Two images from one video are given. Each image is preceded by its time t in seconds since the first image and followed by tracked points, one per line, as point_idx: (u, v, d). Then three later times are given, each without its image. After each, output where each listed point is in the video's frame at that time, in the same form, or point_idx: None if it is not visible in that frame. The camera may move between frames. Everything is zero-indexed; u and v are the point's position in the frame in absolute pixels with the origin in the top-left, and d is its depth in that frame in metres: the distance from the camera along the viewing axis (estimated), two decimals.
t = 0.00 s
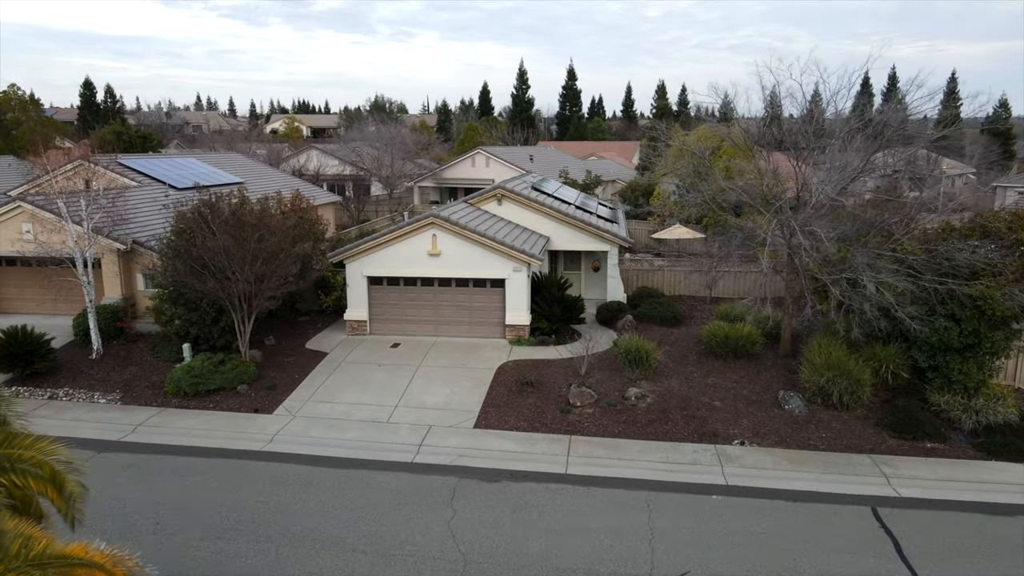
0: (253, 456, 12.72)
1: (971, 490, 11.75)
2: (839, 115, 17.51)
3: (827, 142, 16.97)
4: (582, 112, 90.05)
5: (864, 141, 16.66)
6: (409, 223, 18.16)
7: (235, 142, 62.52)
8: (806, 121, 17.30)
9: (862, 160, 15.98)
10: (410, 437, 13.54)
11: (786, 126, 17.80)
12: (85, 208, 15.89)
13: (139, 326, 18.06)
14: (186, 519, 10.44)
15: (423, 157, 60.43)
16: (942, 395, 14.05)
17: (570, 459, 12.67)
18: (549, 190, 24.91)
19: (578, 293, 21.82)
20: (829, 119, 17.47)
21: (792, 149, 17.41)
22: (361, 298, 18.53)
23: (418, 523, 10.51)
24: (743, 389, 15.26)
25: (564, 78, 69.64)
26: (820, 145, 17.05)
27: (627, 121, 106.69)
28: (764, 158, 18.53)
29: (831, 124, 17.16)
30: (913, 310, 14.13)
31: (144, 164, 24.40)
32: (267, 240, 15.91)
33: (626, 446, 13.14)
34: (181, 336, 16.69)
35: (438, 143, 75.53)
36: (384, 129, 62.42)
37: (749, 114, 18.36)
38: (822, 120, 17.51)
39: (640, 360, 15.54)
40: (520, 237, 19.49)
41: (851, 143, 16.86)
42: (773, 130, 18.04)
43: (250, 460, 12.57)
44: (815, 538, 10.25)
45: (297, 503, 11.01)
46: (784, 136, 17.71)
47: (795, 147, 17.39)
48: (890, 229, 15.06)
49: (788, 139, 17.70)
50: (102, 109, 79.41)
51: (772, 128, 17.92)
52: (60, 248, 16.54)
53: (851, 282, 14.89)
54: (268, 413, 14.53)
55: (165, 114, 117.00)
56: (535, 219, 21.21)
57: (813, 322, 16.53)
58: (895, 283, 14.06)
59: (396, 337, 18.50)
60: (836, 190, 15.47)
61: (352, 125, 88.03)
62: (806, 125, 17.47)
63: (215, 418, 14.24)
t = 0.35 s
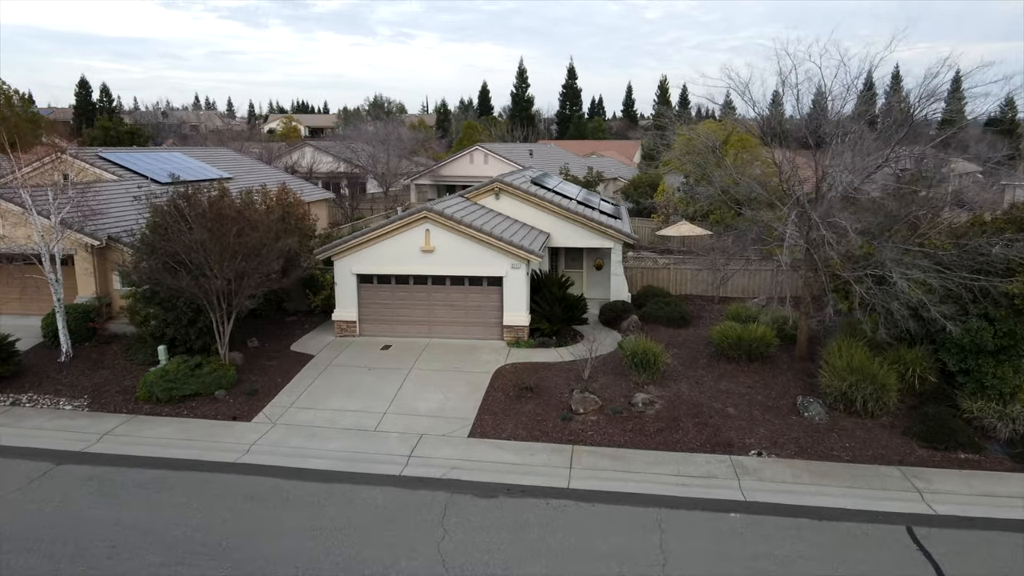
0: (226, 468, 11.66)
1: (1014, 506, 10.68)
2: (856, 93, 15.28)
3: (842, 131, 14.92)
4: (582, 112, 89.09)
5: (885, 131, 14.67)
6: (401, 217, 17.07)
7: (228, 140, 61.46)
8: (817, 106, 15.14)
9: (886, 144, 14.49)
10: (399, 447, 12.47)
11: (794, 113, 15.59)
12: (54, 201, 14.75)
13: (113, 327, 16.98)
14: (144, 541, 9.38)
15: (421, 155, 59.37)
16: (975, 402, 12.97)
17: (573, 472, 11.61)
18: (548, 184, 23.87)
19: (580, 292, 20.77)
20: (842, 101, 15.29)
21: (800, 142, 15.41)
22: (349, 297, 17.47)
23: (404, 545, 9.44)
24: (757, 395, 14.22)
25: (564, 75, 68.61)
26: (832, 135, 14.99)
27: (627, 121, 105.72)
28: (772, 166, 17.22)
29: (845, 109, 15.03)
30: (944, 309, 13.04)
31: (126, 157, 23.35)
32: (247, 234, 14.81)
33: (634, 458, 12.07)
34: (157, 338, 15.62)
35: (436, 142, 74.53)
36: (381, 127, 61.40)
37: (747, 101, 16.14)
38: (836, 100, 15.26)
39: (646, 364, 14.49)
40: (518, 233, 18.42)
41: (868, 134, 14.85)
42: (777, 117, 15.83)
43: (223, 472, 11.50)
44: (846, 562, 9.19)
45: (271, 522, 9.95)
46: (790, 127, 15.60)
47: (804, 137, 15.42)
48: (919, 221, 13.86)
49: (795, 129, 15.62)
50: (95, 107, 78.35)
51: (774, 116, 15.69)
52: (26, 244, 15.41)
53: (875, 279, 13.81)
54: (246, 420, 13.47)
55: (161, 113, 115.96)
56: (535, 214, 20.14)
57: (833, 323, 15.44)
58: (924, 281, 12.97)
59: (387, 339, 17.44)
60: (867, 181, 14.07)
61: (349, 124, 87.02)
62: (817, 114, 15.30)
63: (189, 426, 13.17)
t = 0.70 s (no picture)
0: (196, 483, 10.64)
1: None
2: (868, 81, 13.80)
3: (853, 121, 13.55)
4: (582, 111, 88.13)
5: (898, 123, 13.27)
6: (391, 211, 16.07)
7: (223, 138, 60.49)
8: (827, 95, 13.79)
9: (910, 130, 13.29)
10: (386, 459, 11.46)
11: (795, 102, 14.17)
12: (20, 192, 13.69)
13: (85, 328, 15.97)
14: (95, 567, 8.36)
15: (419, 154, 58.36)
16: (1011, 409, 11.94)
17: (575, 487, 10.60)
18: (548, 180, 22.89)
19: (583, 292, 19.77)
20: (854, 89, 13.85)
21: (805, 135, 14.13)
22: (338, 296, 16.46)
23: (386, 572, 8.42)
24: (773, 402, 13.22)
25: (564, 73, 67.58)
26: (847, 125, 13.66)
27: (628, 120, 104.75)
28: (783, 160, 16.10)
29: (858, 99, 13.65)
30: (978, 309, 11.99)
31: (108, 151, 22.37)
32: (225, 228, 13.82)
33: (642, 471, 11.06)
34: (130, 340, 14.61)
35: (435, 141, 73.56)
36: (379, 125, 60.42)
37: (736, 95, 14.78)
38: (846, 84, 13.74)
39: (653, 368, 13.48)
40: (517, 229, 17.42)
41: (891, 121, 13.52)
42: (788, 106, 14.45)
43: (193, 488, 10.49)
44: None
45: (240, 545, 8.93)
46: (793, 119, 14.20)
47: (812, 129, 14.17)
48: (946, 212, 12.75)
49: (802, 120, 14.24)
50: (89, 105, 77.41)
51: (779, 105, 14.35)
52: None
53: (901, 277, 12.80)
54: (222, 429, 12.45)
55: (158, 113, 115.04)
56: (535, 210, 19.13)
57: (853, 324, 14.43)
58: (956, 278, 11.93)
59: (378, 341, 16.43)
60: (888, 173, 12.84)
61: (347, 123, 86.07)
62: (825, 105, 13.94)
63: (160, 435, 12.16)
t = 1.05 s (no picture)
0: (158, 501, 9.57)
1: None
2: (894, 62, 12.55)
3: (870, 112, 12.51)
4: (582, 112, 87.19)
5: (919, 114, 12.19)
6: (380, 205, 15.04)
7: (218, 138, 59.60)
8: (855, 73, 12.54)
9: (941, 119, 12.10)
10: (369, 473, 10.39)
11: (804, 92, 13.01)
12: None
13: (52, 329, 14.90)
14: None
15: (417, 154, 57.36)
16: None
17: (579, 506, 9.54)
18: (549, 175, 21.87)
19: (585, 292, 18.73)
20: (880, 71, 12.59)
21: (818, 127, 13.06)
22: (324, 296, 15.41)
23: None
24: (793, 411, 12.17)
25: (565, 73, 66.66)
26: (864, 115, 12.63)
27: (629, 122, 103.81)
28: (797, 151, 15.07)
29: (874, 87, 12.50)
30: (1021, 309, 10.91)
31: (87, 144, 21.33)
32: (199, 221, 12.79)
33: (652, 487, 10.00)
34: (98, 342, 13.56)
35: (433, 143, 72.63)
36: (376, 125, 59.46)
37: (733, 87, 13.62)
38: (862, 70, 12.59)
39: (662, 373, 12.48)
40: (515, 224, 16.38)
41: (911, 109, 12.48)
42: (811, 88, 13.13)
43: (153, 507, 9.43)
44: None
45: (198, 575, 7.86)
46: (807, 107, 13.09)
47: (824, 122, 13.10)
48: (981, 205, 11.67)
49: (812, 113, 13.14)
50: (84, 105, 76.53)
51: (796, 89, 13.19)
52: None
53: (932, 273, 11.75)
54: (192, 440, 11.39)
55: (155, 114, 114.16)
56: (534, 205, 18.10)
57: (876, 326, 13.38)
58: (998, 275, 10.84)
59: (366, 344, 15.38)
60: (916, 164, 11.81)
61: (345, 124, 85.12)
62: (847, 87, 12.75)
63: (123, 446, 11.10)
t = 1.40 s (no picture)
0: (112, 523, 8.52)
1: None
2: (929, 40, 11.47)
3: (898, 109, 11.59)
4: (583, 112, 86.23)
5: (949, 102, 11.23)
6: (368, 197, 13.99)
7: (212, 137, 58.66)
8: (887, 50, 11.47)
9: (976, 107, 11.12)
10: (351, 491, 9.35)
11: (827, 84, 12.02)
12: None
13: (15, 331, 13.85)
14: None
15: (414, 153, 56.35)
16: None
17: (584, 528, 8.49)
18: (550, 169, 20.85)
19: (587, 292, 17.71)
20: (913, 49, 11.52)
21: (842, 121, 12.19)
22: (308, 295, 14.37)
23: None
24: (816, 419, 11.14)
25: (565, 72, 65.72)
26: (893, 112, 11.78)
27: (629, 123, 102.83)
28: (815, 141, 14.10)
29: (903, 68, 11.51)
30: None
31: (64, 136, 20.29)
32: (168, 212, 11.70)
33: (666, 506, 8.95)
34: (62, 345, 12.53)
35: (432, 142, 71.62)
36: (374, 124, 58.50)
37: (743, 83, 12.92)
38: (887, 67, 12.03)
39: (673, 378, 11.45)
40: (513, 218, 15.34)
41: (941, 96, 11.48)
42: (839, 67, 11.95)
43: (106, 530, 8.37)
44: None
45: None
46: (832, 88, 12.02)
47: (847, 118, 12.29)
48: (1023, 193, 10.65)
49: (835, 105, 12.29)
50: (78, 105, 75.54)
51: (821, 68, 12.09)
52: None
53: (969, 269, 10.73)
54: (157, 452, 10.34)
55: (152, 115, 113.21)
56: (534, 199, 17.07)
57: (904, 327, 12.35)
58: None
59: (354, 347, 14.35)
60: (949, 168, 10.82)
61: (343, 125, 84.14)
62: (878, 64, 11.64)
63: (81, 459, 10.05)
